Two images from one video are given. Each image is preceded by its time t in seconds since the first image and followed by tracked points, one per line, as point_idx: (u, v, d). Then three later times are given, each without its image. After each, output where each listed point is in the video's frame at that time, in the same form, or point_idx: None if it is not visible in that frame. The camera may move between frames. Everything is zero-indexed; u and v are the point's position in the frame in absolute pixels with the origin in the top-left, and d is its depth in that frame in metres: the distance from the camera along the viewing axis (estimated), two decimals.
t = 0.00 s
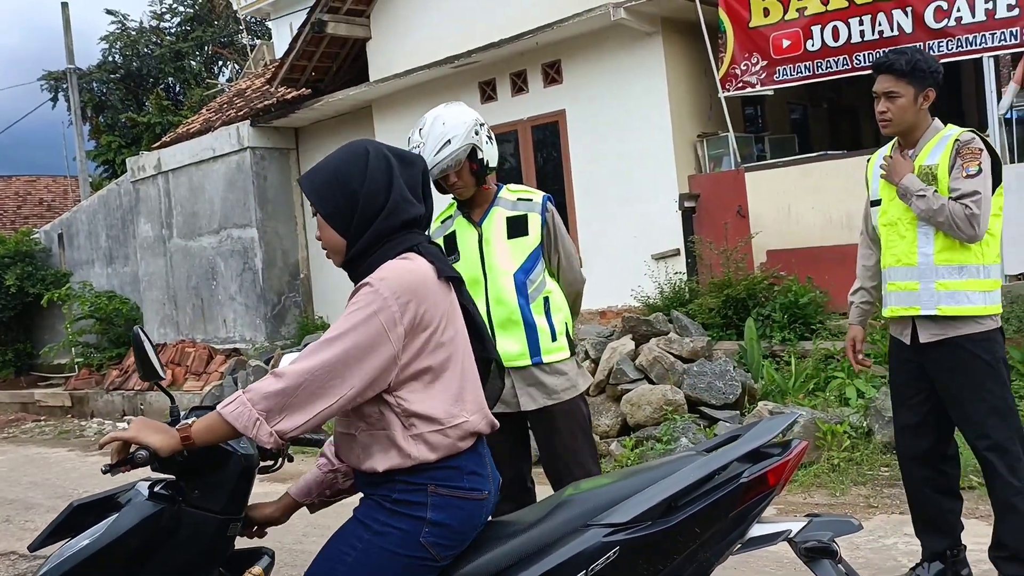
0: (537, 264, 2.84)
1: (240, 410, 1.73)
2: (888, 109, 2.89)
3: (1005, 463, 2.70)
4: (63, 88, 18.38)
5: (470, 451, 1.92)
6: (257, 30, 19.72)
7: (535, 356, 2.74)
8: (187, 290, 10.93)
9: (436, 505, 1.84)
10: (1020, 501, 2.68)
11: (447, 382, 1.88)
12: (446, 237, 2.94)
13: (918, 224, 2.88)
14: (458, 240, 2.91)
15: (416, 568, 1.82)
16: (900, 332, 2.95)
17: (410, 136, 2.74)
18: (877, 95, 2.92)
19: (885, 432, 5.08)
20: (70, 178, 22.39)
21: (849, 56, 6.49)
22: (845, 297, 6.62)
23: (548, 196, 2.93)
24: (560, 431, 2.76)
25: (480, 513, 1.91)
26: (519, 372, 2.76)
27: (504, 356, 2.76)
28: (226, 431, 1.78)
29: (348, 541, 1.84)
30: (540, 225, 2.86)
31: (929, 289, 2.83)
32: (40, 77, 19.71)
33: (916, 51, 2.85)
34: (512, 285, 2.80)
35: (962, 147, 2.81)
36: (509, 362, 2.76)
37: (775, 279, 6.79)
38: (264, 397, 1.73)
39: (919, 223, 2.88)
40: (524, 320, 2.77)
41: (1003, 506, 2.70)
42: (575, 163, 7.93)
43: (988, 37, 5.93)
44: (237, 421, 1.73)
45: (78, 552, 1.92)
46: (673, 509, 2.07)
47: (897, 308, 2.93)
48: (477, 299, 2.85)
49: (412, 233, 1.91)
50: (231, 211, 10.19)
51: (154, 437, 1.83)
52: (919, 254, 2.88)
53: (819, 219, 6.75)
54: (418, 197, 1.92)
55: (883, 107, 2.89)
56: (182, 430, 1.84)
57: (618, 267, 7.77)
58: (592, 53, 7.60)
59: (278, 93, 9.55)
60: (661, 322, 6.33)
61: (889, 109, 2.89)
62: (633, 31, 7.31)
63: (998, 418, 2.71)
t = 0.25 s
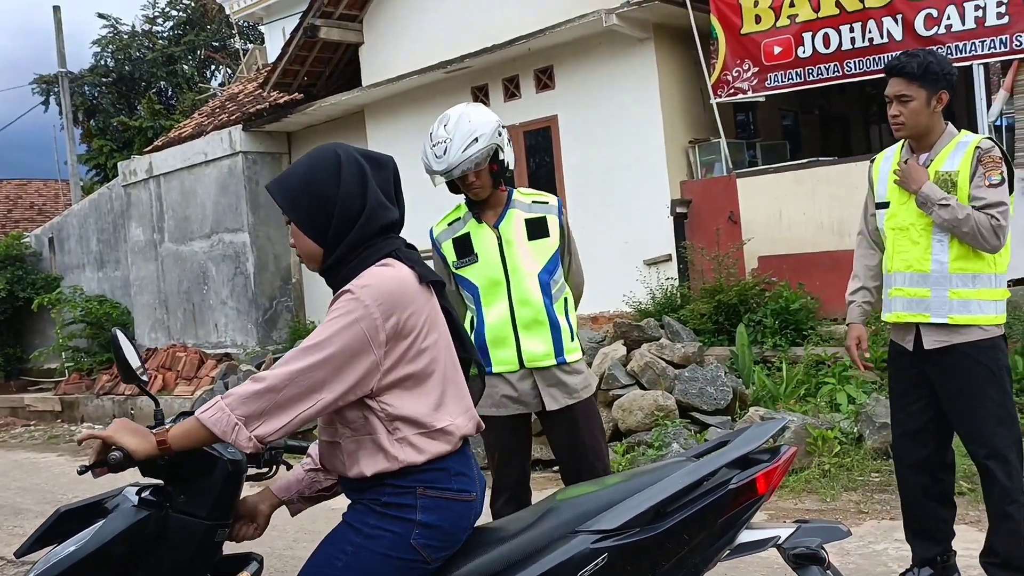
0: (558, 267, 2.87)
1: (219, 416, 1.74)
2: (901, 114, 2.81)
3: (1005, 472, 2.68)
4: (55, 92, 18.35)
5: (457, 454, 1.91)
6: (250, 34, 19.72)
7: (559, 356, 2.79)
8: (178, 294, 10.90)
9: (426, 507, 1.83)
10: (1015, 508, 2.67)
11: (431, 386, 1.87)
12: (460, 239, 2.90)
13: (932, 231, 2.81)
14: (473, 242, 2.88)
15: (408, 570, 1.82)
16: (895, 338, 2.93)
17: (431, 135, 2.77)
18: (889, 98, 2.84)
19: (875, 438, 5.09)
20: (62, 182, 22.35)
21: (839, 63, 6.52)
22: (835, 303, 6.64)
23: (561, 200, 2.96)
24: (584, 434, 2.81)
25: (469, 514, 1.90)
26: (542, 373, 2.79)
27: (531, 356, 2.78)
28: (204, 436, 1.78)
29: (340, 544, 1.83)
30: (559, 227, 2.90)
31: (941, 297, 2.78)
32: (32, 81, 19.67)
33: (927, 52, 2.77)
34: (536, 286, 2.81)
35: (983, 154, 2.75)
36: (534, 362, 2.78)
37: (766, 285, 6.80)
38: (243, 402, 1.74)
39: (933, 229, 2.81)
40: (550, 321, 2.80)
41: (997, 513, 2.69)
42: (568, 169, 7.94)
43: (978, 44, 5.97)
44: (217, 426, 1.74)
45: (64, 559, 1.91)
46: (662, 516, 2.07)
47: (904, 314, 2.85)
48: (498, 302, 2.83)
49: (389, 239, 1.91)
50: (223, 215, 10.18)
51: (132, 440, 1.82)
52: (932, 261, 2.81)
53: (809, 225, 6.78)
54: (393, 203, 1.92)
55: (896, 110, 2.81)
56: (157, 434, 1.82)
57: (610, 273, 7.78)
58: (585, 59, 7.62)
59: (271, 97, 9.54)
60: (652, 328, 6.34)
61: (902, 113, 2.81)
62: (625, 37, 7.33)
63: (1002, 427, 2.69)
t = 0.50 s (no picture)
0: (589, 275, 2.97)
1: (193, 419, 1.73)
2: (908, 118, 2.80)
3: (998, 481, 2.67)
4: (47, 96, 18.30)
5: (441, 461, 1.91)
6: (243, 40, 19.72)
7: (588, 363, 2.88)
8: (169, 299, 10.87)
9: (411, 515, 1.83)
10: (1008, 516, 2.67)
11: (410, 394, 1.86)
12: (493, 240, 2.91)
13: (940, 238, 2.78)
14: (509, 243, 2.89)
15: None
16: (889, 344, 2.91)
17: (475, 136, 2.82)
18: (896, 104, 2.83)
19: (866, 445, 5.10)
20: (53, 187, 22.29)
21: (830, 70, 6.55)
22: (827, 309, 6.67)
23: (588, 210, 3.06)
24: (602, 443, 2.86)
25: (456, 522, 1.89)
26: (573, 377, 2.84)
27: (563, 361, 2.83)
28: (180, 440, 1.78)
29: (326, 553, 1.83)
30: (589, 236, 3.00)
31: (947, 305, 2.75)
32: (23, 85, 19.61)
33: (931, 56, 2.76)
34: (572, 292, 2.88)
35: (994, 161, 2.75)
36: (566, 368, 2.83)
37: (758, 291, 6.82)
38: (218, 405, 1.73)
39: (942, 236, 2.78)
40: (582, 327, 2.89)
41: (990, 521, 2.69)
42: (560, 175, 7.95)
43: (969, 52, 6.00)
44: (190, 428, 1.73)
45: (53, 567, 1.87)
46: (654, 524, 2.06)
47: (908, 322, 2.82)
48: (533, 305, 2.86)
49: (376, 245, 1.91)
50: (215, 220, 10.16)
51: (111, 444, 1.82)
52: (939, 270, 2.78)
53: (801, 231, 6.80)
54: (381, 208, 1.92)
55: (903, 115, 2.80)
56: (134, 437, 1.82)
57: (603, 279, 7.79)
58: (578, 65, 7.63)
59: (263, 102, 9.53)
60: (644, 334, 6.35)
61: (909, 117, 2.80)
62: (618, 44, 7.35)
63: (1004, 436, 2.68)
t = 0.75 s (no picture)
0: (624, 284, 2.96)
1: (178, 427, 1.72)
2: (911, 129, 2.77)
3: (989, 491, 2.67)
4: (35, 103, 18.25)
5: (429, 472, 1.89)
6: (233, 46, 19.72)
7: (618, 371, 2.88)
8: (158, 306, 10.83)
9: (397, 527, 1.82)
10: (1000, 527, 2.68)
11: (397, 404, 1.85)
12: (535, 240, 2.87)
13: (938, 249, 2.78)
14: (550, 245, 2.86)
15: None
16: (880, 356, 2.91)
17: (528, 137, 2.83)
18: (899, 114, 2.79)
19: (855, 453, 5.10)
20: (42, 194, 22.22)
21: (819, 79, 6.58)
22: (816, 316, 6.69)
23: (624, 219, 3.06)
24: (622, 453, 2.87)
25: (443, 533, 1.87)
26: (604, 383, 2.84)
27: (595, 367, 2.83)
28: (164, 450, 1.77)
29: (312, 565, 1.82)
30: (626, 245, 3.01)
31: (945, 315, 2.74)
32: (12, 92, 19.54)
33: (937, 67, 2.73)
34: (608, 298, 2.88)
35: (992, 172, 2.73)
36: (598, 374, 2.83)
37: (748, 299, 6.84)
38: (204, 415, 1.72)
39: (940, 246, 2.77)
40: (615, 334, 2.89)
41: (980, 531, 2.70)
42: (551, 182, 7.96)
43: (956, 62, 6.05)
44: (175, 439, 1.72)
45: None
46: (644, 535, 2.06)
47: (906, 331, 2.81)
48: (570, 309, 2.83)
49: (368, 253, 1.90)
50: (204, 227, 10.13)
51: (95, 457, 1.81)
52: (937, 279, 2.78)
53: (790, 239, 6.82)
54: (375, 215, 1.91)
55: (905, 126, 2.77)
56: (119, 449, 1.81)
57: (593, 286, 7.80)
58: (568, 73, 7.65)
59: (254, 109, 9.51)
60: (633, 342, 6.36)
61: (911, 129, 2.77)
62: (608, 52, 7.37)
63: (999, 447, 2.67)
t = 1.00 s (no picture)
0: (629, 288, 2.92)
1: (157, 432, 1.72)
2: (898, 133, 2.78)
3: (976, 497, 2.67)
4: (25, 107, 18.19)
5: (413, 479, 1.88)
6: (224, 51, 19.71)
7: (614, 375, 2.84)
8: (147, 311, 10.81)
9: (382, 535, 1.80)
10: (987, 531, 2.68)
11: (383, 414, 1.83)
12: (541, 238, 2.85)
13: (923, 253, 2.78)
14: (554, 245, 2.83)
15: None
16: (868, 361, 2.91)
17: (539, 138, 2.82)
18: (886, 117, 2.80)
19: (845, 457, 5.10)
20: (31, 198, 22.16)
21: (809, 84, 6.60)
22: (806, 320, 6.71)
23: (636, 223, 3.02)
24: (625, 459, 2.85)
25: (427, 539, 1.86)
26: (598, 386, 2.81)
27: (591, 370, 2.79)
28: (143, 453, 1.76)
29: None
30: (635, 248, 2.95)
31: (929, 320, 2.75)
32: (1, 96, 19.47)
33: (925, 71, 2.73)
34: (610, 301, 2.84)
35: (976, 176, 2.72)
36: (592, 376, 2.79)
37: (738, 304, 6.86)
38: (183, 418, 1.72)
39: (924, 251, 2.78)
40: (614, 338, 2.85)
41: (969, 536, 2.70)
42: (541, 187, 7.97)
43: (944, 68, 6.08)
44: (153, 442, 1.73)
45: None
46: (631, 540, 2.04)
47: (892, 335, 2.82)
48: (569, 309, 2.81)
49: (356, 258, 1.89)
50: (194, 231, 10.11)
51: (71, 459, 1.81)
52: (922, 285, 2.78)
53: (780, 244, 6.84)
54: (366, 218, 1.90)
55: (893, 129, 2.77)
56: (95, 452, 1.81)
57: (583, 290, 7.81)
58: (559, 78, 7.66)
59: (244, 113, 9.50)
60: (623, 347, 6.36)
61: (899, 132, 2.78)
62: (599, 57, 7.39)
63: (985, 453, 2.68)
